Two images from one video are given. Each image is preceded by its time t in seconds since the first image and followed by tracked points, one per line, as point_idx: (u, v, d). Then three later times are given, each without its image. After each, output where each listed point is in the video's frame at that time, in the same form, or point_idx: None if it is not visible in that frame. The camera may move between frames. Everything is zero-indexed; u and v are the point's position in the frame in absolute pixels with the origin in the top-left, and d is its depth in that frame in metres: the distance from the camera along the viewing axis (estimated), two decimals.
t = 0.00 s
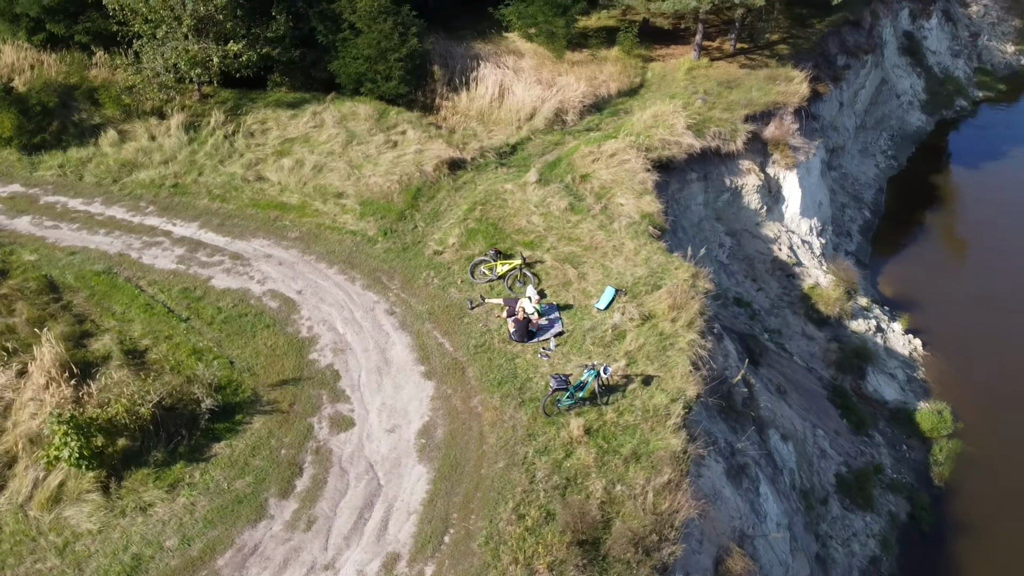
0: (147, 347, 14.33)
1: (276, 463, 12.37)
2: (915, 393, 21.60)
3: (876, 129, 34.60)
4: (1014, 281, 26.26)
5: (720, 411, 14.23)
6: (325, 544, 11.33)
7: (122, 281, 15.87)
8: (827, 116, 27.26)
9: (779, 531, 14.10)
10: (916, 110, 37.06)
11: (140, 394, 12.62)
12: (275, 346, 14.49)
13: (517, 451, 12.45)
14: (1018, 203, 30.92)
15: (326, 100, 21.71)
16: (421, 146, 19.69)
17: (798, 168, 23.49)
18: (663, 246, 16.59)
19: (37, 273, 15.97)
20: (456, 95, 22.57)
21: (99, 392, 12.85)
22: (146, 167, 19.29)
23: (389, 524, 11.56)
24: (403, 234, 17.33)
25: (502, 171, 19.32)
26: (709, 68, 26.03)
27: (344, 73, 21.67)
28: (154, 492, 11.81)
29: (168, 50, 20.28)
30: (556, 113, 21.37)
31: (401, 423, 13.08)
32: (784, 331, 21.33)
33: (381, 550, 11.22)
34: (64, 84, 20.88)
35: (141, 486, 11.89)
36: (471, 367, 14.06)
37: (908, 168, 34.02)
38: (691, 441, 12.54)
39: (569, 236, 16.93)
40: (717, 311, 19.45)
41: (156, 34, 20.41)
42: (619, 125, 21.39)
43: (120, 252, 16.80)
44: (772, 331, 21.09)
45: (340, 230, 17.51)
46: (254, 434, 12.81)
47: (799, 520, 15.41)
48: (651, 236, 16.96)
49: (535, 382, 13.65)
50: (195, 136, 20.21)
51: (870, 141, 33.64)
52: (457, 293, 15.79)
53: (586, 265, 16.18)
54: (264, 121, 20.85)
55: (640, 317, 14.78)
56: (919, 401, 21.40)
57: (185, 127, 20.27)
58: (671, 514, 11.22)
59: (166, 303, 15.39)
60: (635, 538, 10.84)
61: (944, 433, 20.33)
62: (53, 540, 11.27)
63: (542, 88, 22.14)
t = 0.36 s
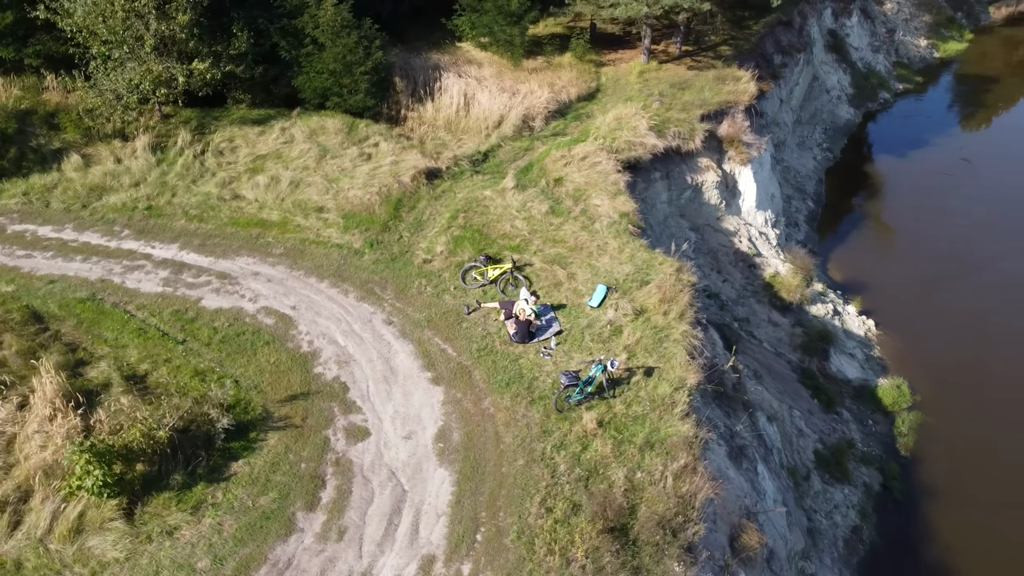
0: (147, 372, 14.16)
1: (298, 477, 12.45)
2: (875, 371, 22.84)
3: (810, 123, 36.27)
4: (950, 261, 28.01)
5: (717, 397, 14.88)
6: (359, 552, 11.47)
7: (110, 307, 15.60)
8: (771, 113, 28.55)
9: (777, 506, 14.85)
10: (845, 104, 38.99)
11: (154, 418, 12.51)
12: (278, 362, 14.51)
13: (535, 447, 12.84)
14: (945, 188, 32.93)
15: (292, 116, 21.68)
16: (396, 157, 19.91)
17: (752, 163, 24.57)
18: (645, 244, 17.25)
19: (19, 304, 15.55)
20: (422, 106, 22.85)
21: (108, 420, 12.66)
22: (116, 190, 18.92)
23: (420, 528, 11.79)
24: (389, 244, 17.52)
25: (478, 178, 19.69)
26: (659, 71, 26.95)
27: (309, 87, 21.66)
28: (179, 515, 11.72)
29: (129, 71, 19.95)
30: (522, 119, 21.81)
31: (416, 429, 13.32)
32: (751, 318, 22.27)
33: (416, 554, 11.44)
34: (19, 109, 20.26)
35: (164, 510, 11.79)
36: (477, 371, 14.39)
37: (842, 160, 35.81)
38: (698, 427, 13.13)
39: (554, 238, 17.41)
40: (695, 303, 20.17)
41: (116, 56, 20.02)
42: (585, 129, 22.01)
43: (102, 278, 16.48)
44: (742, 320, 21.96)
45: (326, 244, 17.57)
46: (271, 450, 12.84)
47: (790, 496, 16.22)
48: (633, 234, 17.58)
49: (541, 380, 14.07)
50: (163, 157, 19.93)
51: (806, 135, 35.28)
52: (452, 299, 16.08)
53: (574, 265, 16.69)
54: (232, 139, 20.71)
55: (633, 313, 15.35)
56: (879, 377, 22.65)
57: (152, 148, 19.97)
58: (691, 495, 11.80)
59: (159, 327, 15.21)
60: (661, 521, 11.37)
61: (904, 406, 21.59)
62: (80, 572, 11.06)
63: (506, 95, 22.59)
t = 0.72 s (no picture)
0: (151, 399, 13.99)
1: (323, 490, 12.55)
2: (834, 352, 24.10)
3: (747, 121, 37.79)
4: (888, 246, 29.74)
5: (714, 384, 15.57)
6: (395, 558, 11.67)
7: (100, 336, 15.30)
8: (715, 113, 29.74)
9: (773, 485, 15.64)
10: (776, 101, 40.76)
11: (173, 442, 12.42)
12: (284, 379, 14.54)
13: (551, 443, 13.28)
14: (875, 177, 34.85)
15: (259, 134, 21.57)
16: (371, 170, 20.06)
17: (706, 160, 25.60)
18: (626, 243, 17.91)
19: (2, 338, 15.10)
20: (387, 119, 23.03)
21: (123, 449, 12.47)
22: (86, 217, 18.50)
23: (452, 530, 12.07)
24: (377, 257, 17.68)
25: (454, 187, 20.02)
26: (610, 76, 27.79)
27: (275, 104, 21.58)
28: (209, 537, 11.66)
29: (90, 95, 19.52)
30: (489, 127, 22.23)
31: (432, 434, 13.57)
32: (719, 308, 23.17)
33: (453, 555, 11.71)
34: None
35: (193, 533, 11.71)
36: (483, 374, 14.74)
37: (778, 155, 37.46)
38: (703, 413, 13.79)
39: (538, 241, 17.88)
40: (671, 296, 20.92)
41: (77, 79, 19.52)
42: (551, 135, 22.58)
43: (86, 306, 16.14)
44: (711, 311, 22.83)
45: (312, 260, 17.61)
46: (292, 465, 12.89)
47: (780, 474, 17.07)
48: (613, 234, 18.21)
49: (547, 379, 14.51)
50: (131, 181, 19.57)
51: (744, 132, 36.74)
52: (447, 306, 16.37)
53: (561, 266, 17.20)
54: (200, 159, 20.48)
55: (625, 308, 15.95)
56: (838, 358, 23.91)
57: (119, 172, 19.58)
58: (708, 477, 12.45)
59: (155, 352, 15.01)
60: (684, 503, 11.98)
61: (865, 384, 22.85)
62: None
63: (470, 105, 22.98)
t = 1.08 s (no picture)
0: (161, 425, 13.82)
1: (352, 503, 12.66)
2: (796, 339, 25.25)
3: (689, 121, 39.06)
4: (832, 237, 31.25)
5: (710, 374, 16.26)
6: (434, 563, 11.89)
7: (97, 366, 15.00)
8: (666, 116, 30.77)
9: (769, 467, 16.41)
10: (713, 102, 42.26)
11: (197, 466, 12.35)
12: (294, 396, 14.56)
13: (568, 440, 13.71)
14: (813, 172, 36.50)
15: (228, 154, 21.37)
16: (350, 186, 20.14)
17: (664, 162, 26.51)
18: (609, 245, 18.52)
19: None
20: (356, 134, 23.12)
21: (144, 476, 12.30)
22: (61, 246, 18.04)
23: (485, 531, 12.36)
24: (367, 270, 17.81)
25: (434, 198, 20.29)
26: (565, 84, 28.47)
27: (244, 123, 21.43)
28: (245, 557, 11.63)
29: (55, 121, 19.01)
30: (459, 138, 22.56)
31: (450, 441, 13.83)
32: (690, 303, 24.00)
33: (489, 555, 12.01)
34: None
35: (228, 555, 11.66)
36: (491, 379, 15.07)
37: (722, 155, 38.80)
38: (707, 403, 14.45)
39: (525, 247, 18.31)
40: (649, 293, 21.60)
41: (40, 105, 18.93)
42: (519, 143, 23.06)
43: (75, 336, 15.78)
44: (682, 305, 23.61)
45: (302, 277, 17.61)
46: (316, 481, 12.95)
47: (770, 457, 17.86)
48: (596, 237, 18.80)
49: (554, 379, 14.95)
50: (103, 207, 19.16)
51: (687, 133, 37.95)
52: (445, 315, 16.64)
53: (550, 270, 17.68)
54: (171, 182, 20.18)
55: (619, 308, 16.53)
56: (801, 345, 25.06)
57: (90, 199, 19.14)
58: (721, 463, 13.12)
59: (157, 379, 14.81)
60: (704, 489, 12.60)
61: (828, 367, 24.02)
62: None
63: (438, 117, 23.27)
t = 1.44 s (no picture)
0: (176, 448, 13.71)
1: (381, 512, 12.84)
2: (763, 329, 26.29)
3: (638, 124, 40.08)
4: (783, 232, 32.49)
5: (706, 365, 16.94)
6: (470, 565, 12.16)
7: (99, 394, 14.74)
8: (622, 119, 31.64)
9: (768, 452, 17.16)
10: (658, 106, 43.47)
11: (227, 485, 12.36)
12: (307, 412, 14.62)
13: (583, 436, 14.16)
14: (759, 170, 37.87)
15: (202, 173, 21.14)
16: (332, 201, 20.19)
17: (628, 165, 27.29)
18: (595, 248, 19.08)
19: None
20: (328, 149, 23.14)
21: (170, 501, 12.19)
22: (42, 274, 17.62)
23: (515, 530, 12.70)
24: (360, 284, 17.92)
25: (416, 210, 20.51)
26: (525, 92, 29.01)
27: (217, 142, 21.25)
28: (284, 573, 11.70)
29: (24, 146, 18.45)
30: (434, 149, 22.82)
31: (469, 445, 14.12)
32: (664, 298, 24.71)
33: (523, 553, 12.35)
34: None
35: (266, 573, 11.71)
36: (499, 384, 15.41)
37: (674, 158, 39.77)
38: (709, 393, 15.11)
39: (514, 253, 18.71)
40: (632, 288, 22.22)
41: (7, 131, 18.30)
42: (492, 152, 23.45)
43: (71, 365, 15.48)
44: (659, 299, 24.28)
45: (295, 294, 17.61)
46: (343, 494, 13.08)
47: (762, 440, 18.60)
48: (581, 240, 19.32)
49: (561, 379, 15.39)
50: (80, 233, 18.76)
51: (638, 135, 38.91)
52: (444, 323, 16.90)
53: (541, 275, 18.13)
54: (147, 204, 19.88)
55: (613, 307, 17.09)
56: (768, 335, 26.09)
57: (66, 225, 18.72)
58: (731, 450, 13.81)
59: (163, 402, 14.66)
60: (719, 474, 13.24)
61: (795, 354, 25.06)
62: None
63: (411, 129, 23.48)
